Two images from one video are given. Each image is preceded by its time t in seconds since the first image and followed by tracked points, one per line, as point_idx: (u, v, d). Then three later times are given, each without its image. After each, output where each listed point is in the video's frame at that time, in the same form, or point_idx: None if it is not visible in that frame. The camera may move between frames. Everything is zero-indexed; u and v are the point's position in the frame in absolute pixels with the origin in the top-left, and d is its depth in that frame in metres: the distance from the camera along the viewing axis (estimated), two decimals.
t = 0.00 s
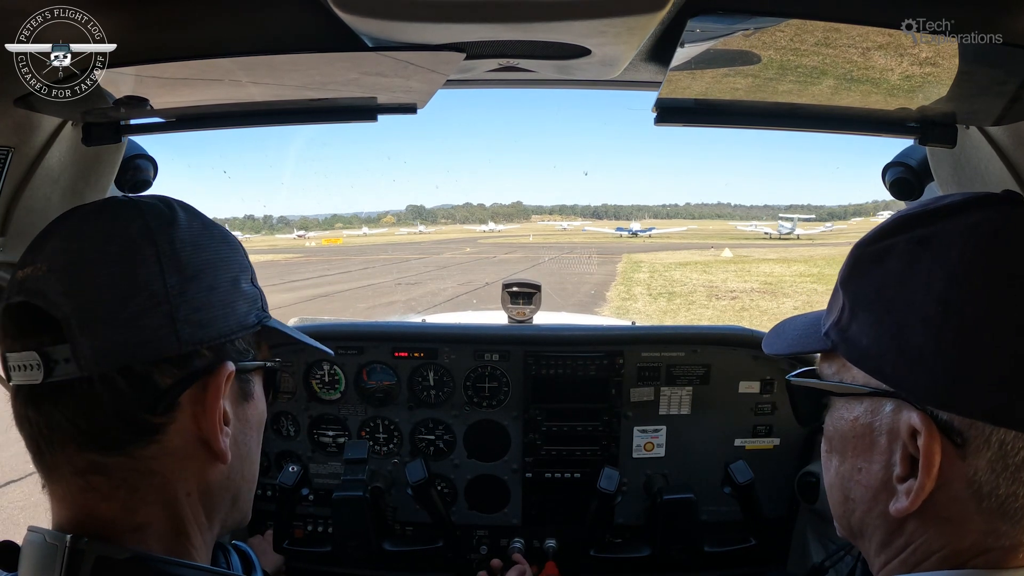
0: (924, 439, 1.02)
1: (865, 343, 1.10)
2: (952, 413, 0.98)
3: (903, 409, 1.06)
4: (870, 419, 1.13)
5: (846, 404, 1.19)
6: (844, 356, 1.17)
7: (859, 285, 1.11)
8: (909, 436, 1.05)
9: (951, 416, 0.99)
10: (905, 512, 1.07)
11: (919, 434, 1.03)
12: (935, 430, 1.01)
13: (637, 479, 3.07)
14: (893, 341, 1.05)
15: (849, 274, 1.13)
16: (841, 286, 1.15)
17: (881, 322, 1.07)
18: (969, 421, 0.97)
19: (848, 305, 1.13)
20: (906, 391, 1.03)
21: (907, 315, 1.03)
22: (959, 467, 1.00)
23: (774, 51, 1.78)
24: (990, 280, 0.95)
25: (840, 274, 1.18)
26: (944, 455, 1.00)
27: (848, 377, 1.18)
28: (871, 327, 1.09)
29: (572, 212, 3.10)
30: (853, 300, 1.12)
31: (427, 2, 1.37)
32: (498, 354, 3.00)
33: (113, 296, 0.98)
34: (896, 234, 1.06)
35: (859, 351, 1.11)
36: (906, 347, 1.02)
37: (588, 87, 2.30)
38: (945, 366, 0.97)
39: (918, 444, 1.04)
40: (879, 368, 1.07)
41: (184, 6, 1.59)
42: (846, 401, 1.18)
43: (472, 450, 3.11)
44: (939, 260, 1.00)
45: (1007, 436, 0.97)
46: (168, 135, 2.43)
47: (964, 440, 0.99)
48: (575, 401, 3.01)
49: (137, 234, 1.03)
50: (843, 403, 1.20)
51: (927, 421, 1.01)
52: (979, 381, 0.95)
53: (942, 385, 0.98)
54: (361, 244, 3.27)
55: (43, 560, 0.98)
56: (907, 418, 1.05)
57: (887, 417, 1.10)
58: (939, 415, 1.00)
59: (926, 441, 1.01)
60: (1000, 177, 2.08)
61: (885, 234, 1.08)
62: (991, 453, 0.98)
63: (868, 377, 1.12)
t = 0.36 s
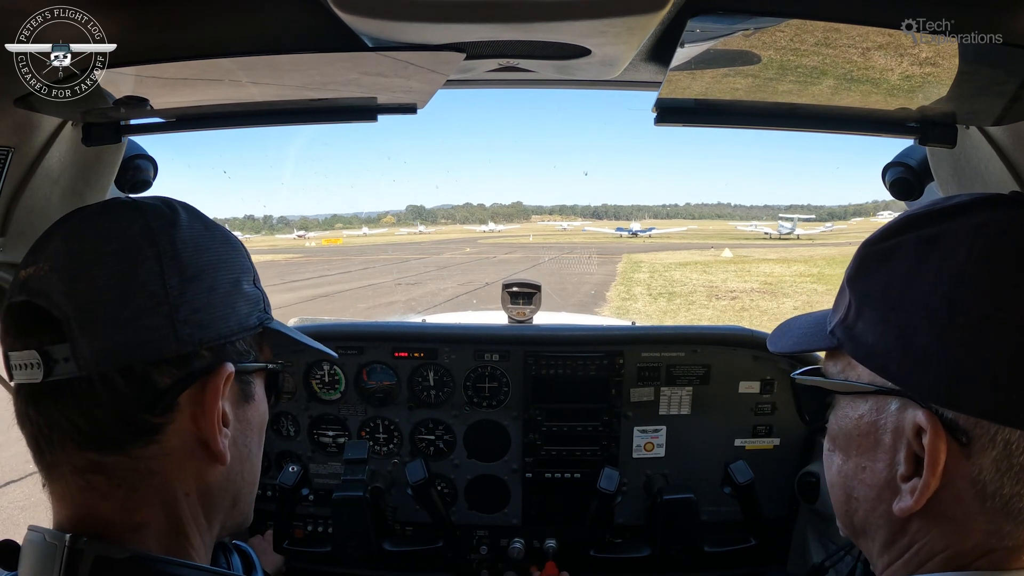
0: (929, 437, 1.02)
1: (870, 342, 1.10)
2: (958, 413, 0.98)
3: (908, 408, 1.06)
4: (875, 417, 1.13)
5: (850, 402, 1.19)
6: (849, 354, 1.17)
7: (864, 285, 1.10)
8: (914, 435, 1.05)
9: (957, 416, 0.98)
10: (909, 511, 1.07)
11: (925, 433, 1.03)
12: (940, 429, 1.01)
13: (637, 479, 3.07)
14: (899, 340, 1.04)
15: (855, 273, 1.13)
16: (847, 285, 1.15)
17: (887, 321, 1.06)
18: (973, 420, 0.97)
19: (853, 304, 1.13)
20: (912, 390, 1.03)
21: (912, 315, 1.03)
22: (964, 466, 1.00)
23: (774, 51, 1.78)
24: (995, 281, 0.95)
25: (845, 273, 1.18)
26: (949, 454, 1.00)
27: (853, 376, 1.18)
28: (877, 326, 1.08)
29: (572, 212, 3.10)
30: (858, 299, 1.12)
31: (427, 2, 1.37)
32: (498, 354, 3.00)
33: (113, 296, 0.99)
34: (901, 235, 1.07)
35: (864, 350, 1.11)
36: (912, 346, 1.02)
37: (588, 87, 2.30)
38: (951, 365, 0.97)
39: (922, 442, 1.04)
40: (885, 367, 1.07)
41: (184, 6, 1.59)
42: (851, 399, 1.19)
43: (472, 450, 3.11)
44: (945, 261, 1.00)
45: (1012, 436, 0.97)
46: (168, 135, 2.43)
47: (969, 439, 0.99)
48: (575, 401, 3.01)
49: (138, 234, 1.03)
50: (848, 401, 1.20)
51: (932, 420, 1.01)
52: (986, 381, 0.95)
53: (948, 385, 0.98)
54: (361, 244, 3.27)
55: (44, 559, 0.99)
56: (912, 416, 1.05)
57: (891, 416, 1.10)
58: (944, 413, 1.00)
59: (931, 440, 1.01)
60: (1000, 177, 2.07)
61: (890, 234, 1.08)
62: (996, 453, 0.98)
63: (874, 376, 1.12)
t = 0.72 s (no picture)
0: (959, 462, 0.94)
1: (880, 353, 1.02)
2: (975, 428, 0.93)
3: (932, 429, 0.99)
4: (888, 434, 1.06)
5: (857, 418, 1.11)
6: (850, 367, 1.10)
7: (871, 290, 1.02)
8: (938, 457, 0.98)
9: (987, 438, 0.92)
10: (927, 534, 1.00)
11: (953, 456, 0.95)
12: (971, 452, 0.93)
13: (637, 478, 3.07)
14: (914, 351, 0.97)
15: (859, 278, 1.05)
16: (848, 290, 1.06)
17: (897, 330, 0.99)
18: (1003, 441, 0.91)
19: (854, 311, 1.05)
20: (933, 405, 0.96)
21: (925, 323, 0.96)
22: (991, 488, 0.94)
23: (774, 51, 1.78)
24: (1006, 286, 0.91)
25: (841, 278, 1.10)
26: (980, 479, 0.93)
27: (853, 389, 1.12)
28: (886, 335, 1.01)
29: (572, 212, 3.10)
30: (861, 306, 1.03)
31: (427, 2, 1.37)
32: (498, 354, 3.00)
33: (116, 296, 0.99)
34: (905, 235, 1.00)
35: (873, 361, 1.03)
36: (930, 357, 0.95)
37: (588, 87, 2.30)
38: (969, 379, 0.92)
39: (948, 465, 0.97)
40: (899, 379, 1.00)
41: (183, 6, 1.59)
42: (858, 415, 1.11)
43: (472, 450, 3.11)
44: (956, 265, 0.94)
45: None
46: (168, 135, 2.43)
47: (1000, 460, 0.92)
48: (575, 401, 3.01)
49: (141, 234, 1.04)
50: (852, 417, 1.13)
51: (961, 442, 0.94)
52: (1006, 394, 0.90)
53: (972, 399, 0.92)
54: (361, 244, 3.27)
55: (44, 559, 0.99)
56: (936, 438, 0.98)
57: (910, 434, 1.02)
58: (973, 435, 0.93)
59: (961, 462, 0.94)
60: (1000, 176, 2.07)
61: (901, 237, 1.00)
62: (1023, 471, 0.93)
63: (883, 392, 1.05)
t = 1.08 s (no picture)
0: (976, 496, 0.90)
1: (881, 370, 0.93)
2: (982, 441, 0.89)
3: (943, 464, 0.93)
4: (891, 466, 0.99)
5: (852, 448, 1.04)
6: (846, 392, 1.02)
7: (871, 301, 0.94)
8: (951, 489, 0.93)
9: (1006, 474, 0.88)
10: (936, 564, 0.97)
11: (969, 490, 0.91)
12: (989, 487, 0.90)
13: (637, 479, 3.07)
14: (919, 366, 0.90)
15: (858, 289, 0.96)
16: (846, 302, 0.97)
17: (900, 345, 0.91)
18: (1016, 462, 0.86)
19: (851, 325, 0.96)
20: (942, 422, 0.89)
21: (930, 335, 0.89)
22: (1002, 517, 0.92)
23: (774, 51, 1.78)
24: (1008, 292, 0.86)
25: (832, 288, 1.01)
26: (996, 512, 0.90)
27: (848, 414, 1.04)
28: (899, 362, 0.91)
29: (572, 212, 3.11)
30: (860, 319, 0.95)
31: (426, 2, 1.37)
32: (498, 354, 3.00)
33: (114, 298, 0.99)
34: (901, 241, 0.94)
35: (873, 379, 0.94)
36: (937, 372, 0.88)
37: (588, 87, 2.30)
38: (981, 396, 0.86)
39: (962, 499, 0.92)
40: (901, 398, 0.92)
41: (183, 7, 1.59)
42: (854, 446, 1.03)
43: (472, 450, 3.11)
44: (959, 272, 0.89)
45: None
46: (168, 135, 2.43)
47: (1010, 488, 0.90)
48: (575, 401, 3.01)
49: (137, 236, 1.03)
50: (846, 446, 1.05)
51: (979, 478, 0.90)
52: (1015, 408, 0.86)
53: (982, 415, 0.86)
54: (361, 244, 3.27)
55: (44, 558, 0.99)
56: (948, 472, 0.93)
57: (916, 466, 0.96)
58: (991, 471, 0.89)
59: (979, 497, 0.90)
60: (999, 177, 2.08)
61: (901, 248, 0.93)
62: None
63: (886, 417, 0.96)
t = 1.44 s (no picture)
0: (982, 497, 0.90)
1: (887, 367, 0.93)
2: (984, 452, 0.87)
3: (949, 465, 0.93)
4: (897, 465, 0.99)
5: (858, 446, 1.04)
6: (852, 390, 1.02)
7: (880, 300, 0.94)
8: (956, 490, 0.93)
9: (1010, 476, 0.88)
10: (938, 564, 0.97)
11: (974, 491, 0.91)
12: (994, 489, 0.89)
13: (637, 479, 3.07)
14: (925, 365, 0.90)
15: (867, 287, 0.96)
16: (856, 299, 0.97)
17: (906, 343, 0.91)
18: (1016, 462, 0.86)
19: (861, 322, 0.96)
20: (942, 422, 0.89)
21: (935, 334, 0.89)
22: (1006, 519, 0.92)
23: (774, 51, 1.78)
24: (1012, 293, 0.86)
25: (841, 285, 1.01)
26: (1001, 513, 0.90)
27: (851, 412, 1.04)
28: (905, 361, 0.91)
29: (572, 212, 3.11)
30: (868, 316, 0.95)
31: (426, 2, 1.37)
32: (498, 354, 3.00)
33: (126, 298, 0.99)
34: (908, 241, 0.93)
35: (879, 376, 0.95)
36: (941, 371, 0.89)
37: (588, 87, 2.30)
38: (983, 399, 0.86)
39: (967, 500, 0.92)
40: (906, 395, 0.92)
41: (184, 7, 1.59)
42: (860, 444, 1.03)
43: (472, 450, 3.11)
44: (964, 271, 0.88)
45: None
46: (168, 135, 2.43)
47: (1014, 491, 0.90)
48: (575, 401, 3.01)
49: (148, 235, 1.03)
50: (851, 444, 1.05)
51: (985, 479, 0.90)
52: (1015, 409, 0.85)
53: (982, 415, 0.87)
54: (361, 244, 3.27)
55: (44, 557, 0.99)
56: (953, 473, 0.93)
57: (922, 467, 0.96)
58: (997, 473, 0.89)
59: (985, 499, 0.90)
60: (999, 177, 2.08)
61: (907, 248, 0.93)
62: None
63: (891, 417, 0.96)
